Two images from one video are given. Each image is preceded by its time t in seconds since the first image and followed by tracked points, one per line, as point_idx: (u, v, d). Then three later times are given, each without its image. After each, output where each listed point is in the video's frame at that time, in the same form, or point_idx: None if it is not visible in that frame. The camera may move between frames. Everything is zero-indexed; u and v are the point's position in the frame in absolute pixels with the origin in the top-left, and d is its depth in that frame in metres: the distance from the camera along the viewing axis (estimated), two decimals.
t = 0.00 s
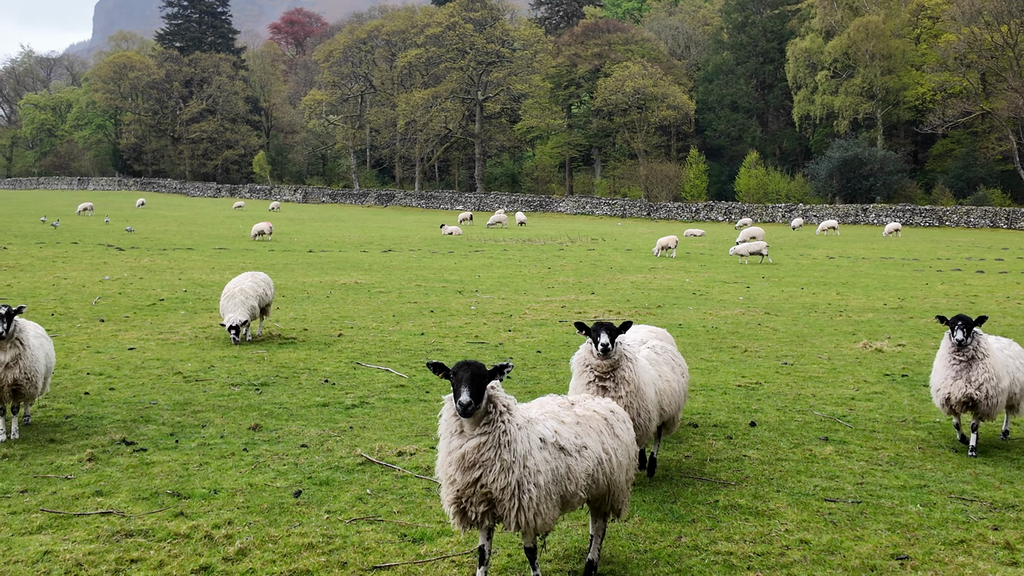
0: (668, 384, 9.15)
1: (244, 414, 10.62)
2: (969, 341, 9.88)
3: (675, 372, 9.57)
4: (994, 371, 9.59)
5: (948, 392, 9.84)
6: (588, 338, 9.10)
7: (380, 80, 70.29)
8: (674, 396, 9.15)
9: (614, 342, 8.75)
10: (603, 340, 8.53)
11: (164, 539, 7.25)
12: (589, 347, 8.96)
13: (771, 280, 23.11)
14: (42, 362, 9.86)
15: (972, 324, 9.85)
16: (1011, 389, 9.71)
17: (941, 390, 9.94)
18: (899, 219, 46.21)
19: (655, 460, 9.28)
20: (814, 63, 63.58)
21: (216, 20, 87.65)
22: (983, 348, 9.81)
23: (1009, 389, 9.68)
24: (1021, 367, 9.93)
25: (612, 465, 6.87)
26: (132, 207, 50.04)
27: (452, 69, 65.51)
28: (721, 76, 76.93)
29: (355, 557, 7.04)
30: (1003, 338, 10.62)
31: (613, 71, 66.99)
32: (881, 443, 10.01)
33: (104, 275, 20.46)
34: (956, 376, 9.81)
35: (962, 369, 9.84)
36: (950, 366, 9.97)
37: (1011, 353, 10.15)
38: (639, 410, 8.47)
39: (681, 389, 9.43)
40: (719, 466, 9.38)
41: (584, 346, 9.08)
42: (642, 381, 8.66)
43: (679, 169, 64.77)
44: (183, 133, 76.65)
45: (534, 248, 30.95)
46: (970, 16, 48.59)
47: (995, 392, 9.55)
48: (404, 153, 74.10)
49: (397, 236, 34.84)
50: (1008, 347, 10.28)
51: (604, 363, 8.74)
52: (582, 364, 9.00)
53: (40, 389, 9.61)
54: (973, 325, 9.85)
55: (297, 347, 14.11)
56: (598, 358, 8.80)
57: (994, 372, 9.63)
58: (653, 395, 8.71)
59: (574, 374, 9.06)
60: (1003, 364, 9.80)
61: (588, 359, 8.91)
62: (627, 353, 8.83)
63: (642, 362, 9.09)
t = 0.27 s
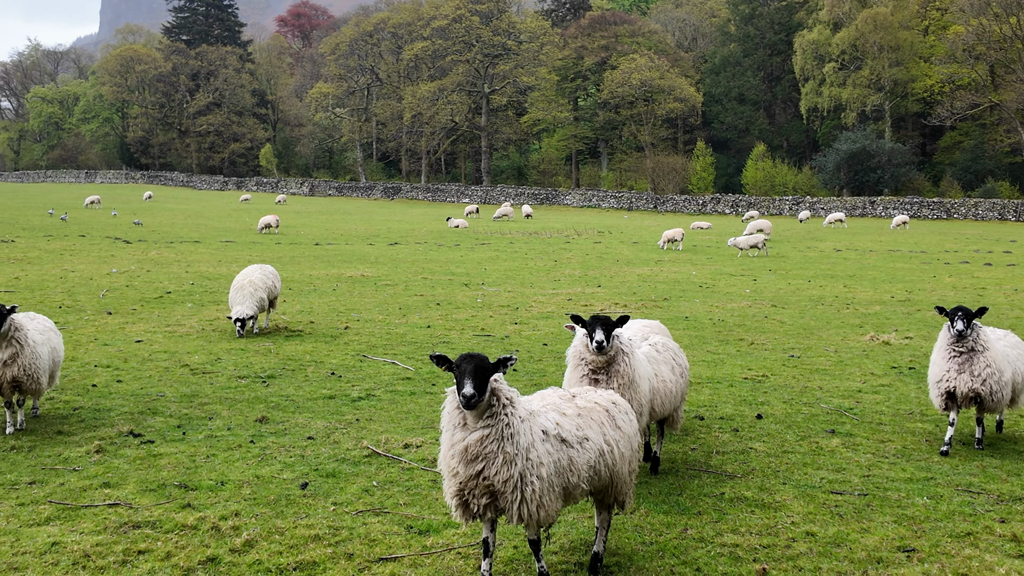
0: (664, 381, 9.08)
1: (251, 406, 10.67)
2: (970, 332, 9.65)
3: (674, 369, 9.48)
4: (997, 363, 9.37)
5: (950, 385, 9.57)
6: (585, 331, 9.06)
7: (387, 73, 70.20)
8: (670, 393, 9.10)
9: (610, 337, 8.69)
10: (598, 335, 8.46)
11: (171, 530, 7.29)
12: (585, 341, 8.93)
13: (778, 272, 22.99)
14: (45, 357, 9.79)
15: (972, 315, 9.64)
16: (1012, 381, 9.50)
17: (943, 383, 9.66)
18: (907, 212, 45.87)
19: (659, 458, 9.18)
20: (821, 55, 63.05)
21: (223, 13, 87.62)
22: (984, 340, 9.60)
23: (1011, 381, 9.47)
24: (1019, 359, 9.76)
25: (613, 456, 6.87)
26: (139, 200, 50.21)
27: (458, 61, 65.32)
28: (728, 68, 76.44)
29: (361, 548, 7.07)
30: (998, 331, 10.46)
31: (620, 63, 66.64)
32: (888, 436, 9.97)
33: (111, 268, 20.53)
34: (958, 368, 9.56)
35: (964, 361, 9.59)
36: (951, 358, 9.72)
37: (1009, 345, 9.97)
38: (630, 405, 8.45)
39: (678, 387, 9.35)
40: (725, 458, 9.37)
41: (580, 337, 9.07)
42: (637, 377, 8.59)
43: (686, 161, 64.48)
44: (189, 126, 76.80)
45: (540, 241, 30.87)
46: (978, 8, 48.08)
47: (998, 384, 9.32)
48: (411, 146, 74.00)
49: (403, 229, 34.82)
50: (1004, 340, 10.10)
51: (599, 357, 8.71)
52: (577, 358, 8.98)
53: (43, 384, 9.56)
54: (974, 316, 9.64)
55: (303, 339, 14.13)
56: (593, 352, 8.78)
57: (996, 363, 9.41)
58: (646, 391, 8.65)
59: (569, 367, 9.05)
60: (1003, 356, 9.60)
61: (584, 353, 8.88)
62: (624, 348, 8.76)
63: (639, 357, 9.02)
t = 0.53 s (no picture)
0: (665, 376, 9.05)
1: (257, 399, 10.71)
2: (960, 329, 9.50)
3: (676, 365, 9.42)
4: (988, 360, 9.20)
5: (940, 383, 9.43)
6: (586, 325, 9.05)
7: (392, 65, 70.11)
8: (672, 389, 9.06)
9: (612, 331, 8.67)
10: (599, 329, 8.45)
11: (177, 522, 7.34)
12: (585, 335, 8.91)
13: (784, 265, 22.90)
14: (43, 351, 9.65)
15: (962, 311, 9.48)
16: (1006, 378, 9.31)
17: (933, 381, 9.53)
18: (914, 204, 45.56)
19: (664, 451, 9.17)
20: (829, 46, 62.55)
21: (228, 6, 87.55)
22: (975, 337, 9.43)
23: (1005, 378, 9.28)
24: (1014, 354, 9.56)
25: (617, 450, 6.87)
26: (146, 192, 50.38)
27: (463, 54, 65.15)
28: (735, 60, 75.97)
29: (366, 540, 7.10)
30: (995, 326, 10.26)
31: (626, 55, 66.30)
32: (893, 429, 9.93)
33: (118, 261, 20.63)
34: (948, 366, 9.41)
35: (955, 358, 9.43)
36: (941, 356, 9.57)
37: (1003, 341, 9.78)
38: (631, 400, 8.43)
39: (680, 383, 9.29)
40: (730, 451, 9.34)
41: (581, 332, 9.05)
42: (638, 371, 8.57)
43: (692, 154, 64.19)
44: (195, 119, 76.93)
45: (546, 234, 30.83)
46: None
47: (991, 382, 9.14)
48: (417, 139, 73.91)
49: (409, 222, 34.83)
50: (999, 336, 9.91)
51: (599, 352, 8.71)
52: (576, 352, 8.96)
53: (39, 379, 9.41)
54: (964, 313, 9.48)
55: (309, 332, 14.18)
56: (593, 346, 8.78)
57: (988, 360, 9.23)
58: (645, 387, 8.61)
59: (569, 360, 9.04)
60: (996, 352, 9.41)
61: (583, 348, 8.88)
62: (625, 343, 8.72)
63: (640, 352, 8.98)
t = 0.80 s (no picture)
0: (667, 371, 9.03)
1: (260, 392, 10.74)
2: (951, 324, 9.41)
3: (677, 360, 9.43)
4: (976, 354, 9.10)
5: (928, 377, 9.38)
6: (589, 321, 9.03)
7: (395, 58, 69.90)
8: (674, 384, 9.05)
9: (615, 326, 8.65)
10: (602, 324, 8.44)
11: (181, 514, 7.39)
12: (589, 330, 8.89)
13: (788, 259, 22.82)
14: (35, 345, 9.44)
15: (952, 306, 9.40)
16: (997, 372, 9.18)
17: (922, 375, 9.49)
18: (918, 197, 45.33)
19: (666, 444, 9.15)
20: (834, 38, 62.15)
21: None
22: (965, 330, 9.33)
23: (995, 373, 9.16)
24: (1008, 348, 9.42)
25: (621, 445, 6.89)
26: (150, 186, 50.48)
27: (467, 46, 64.96)
28: (739, 53, 75.59)
29: (369, 533, 7.13)
30: (994, 321, 10.11)
31: (630, 48, 66.00)
32: (897, 422, 9.92)
33: (122, 254, 20.67)
34: (937, 360, 9.35)
35: (943, 352, 9.38)
36: (931, 350, 9.53)
37: (999, 335, 9.64)
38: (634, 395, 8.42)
39: (682, 377, 9.31)
40: (733, 444, 9.33)
41: (583, 328, 9.03)
42: (641, 366, 8.57)
43: (697, 146, 63.94)
44: (199, 112, 76.97)
45: (550, 227, 30.78)
46: None
47: (978, 376, 9.04)
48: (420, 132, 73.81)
49: (412, 215, 34.81)
50: (996, 330, 9.77)
51: (604, 348, 8.69)
52: (579, 348, 8.93)
53: (33, 373, 9.24)
54: (954, 307, 9.40)
55: (313, 325, 14.20)
56: (597, 342, 8.75)
57: (977, 354, 9.13)
58: (649, 382, 8.60)
59: (571, 356, 9.01)
60: (987, 346, 9.31)
61: (587, 343, 8.85)
62: (629, 339, 8.72)
63: (643, 347, 8.98)
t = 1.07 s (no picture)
0: (667, 365, 9.06)
1: (263, 385, 10.79)
2: (948, 323, 9.21)
3: (675, 354, 9.47)
4: (972, 356, 8.91)
5: (922, 378, 9.21)
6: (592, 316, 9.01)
7: (398, 52, 69.77)
8: (674, 378, 9.07)
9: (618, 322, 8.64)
10: (607, 320, 8.43)
11: (183, 508, 7.44)
12: (592, 325, 8.88)
13: (791, 252, 22.75)
14: (24, 344, 9.26)
15: (951, 304, 9.19)
16: (992, 375, 9.02)
17: (915, 376, 9.32)
18: (922, 190, 45.12)
19: (667, 438, 9.16)
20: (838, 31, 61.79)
21: None
22: (963, 331, 9.14)
23: (990, 377, 8.99)
24: (1005, 350, 9.24)
25: (625, 439, 6.89)
26: (153, 180, 50.57)
27: (470, 40, 64.80)
28: (743, 45, 75.20)
29: (372, 526, 7.16)
30: (992, 320, 9.91)
31: (634, 41, 65.74)
32: (899, 416, 9.89)
33: (126, 248, 20.73)
34: (931, 361, 9.17)
35: (939, 353, 9.19)
36: (926, 350, 9.34)
37: (997, 336, 9.46)
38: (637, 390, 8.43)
39: (682, 371, 9.35)
40: (735, 438, 9.33)
41: (586, 323, 9.01)
42: (644, 361, 8.57)
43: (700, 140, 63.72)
44: (202, 106, 77.01)
45: (553, 221, 30.73)
46: None
47: (972, 379, 8.88)
48: (423, 125, 73.73)
49: (415, 209, 34.80)
50: (994, 331, 9.58)
51: (607, 342, 8.66)
52: (581, 343, 8.90)
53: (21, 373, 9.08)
54: (952, 306, 9.19)
55: (315, 319, 14.23)
56: (600, 338, 8.70)
57: (973, 356, 8.94)
58: (651, 376, 8.61)
59: (573, 350, 8.98)
60: (984, 348, 9.12)
61: (590, 338, 8.82)
62: (633, 333, 8.72)
63: (645, 341, 8.98)
